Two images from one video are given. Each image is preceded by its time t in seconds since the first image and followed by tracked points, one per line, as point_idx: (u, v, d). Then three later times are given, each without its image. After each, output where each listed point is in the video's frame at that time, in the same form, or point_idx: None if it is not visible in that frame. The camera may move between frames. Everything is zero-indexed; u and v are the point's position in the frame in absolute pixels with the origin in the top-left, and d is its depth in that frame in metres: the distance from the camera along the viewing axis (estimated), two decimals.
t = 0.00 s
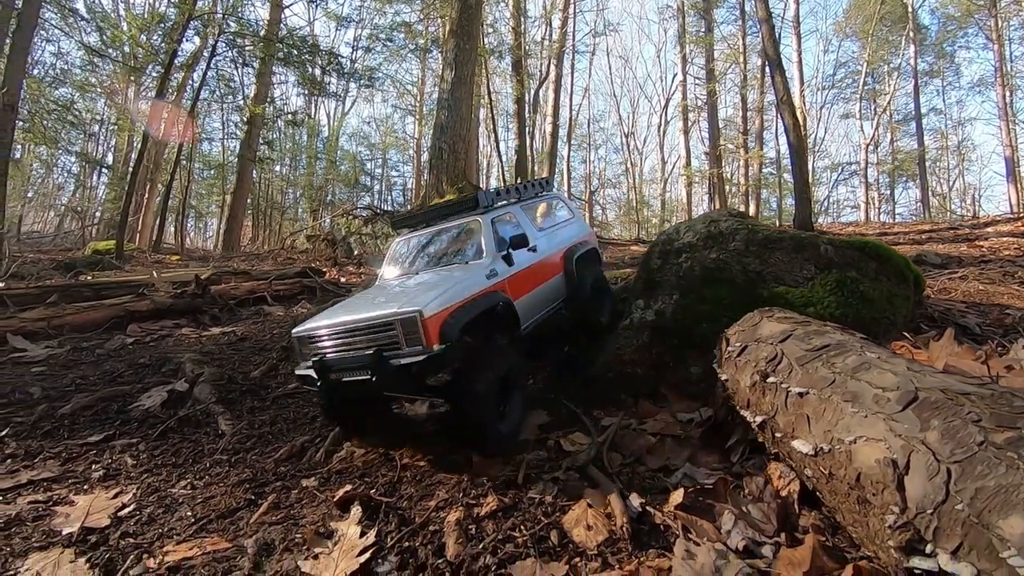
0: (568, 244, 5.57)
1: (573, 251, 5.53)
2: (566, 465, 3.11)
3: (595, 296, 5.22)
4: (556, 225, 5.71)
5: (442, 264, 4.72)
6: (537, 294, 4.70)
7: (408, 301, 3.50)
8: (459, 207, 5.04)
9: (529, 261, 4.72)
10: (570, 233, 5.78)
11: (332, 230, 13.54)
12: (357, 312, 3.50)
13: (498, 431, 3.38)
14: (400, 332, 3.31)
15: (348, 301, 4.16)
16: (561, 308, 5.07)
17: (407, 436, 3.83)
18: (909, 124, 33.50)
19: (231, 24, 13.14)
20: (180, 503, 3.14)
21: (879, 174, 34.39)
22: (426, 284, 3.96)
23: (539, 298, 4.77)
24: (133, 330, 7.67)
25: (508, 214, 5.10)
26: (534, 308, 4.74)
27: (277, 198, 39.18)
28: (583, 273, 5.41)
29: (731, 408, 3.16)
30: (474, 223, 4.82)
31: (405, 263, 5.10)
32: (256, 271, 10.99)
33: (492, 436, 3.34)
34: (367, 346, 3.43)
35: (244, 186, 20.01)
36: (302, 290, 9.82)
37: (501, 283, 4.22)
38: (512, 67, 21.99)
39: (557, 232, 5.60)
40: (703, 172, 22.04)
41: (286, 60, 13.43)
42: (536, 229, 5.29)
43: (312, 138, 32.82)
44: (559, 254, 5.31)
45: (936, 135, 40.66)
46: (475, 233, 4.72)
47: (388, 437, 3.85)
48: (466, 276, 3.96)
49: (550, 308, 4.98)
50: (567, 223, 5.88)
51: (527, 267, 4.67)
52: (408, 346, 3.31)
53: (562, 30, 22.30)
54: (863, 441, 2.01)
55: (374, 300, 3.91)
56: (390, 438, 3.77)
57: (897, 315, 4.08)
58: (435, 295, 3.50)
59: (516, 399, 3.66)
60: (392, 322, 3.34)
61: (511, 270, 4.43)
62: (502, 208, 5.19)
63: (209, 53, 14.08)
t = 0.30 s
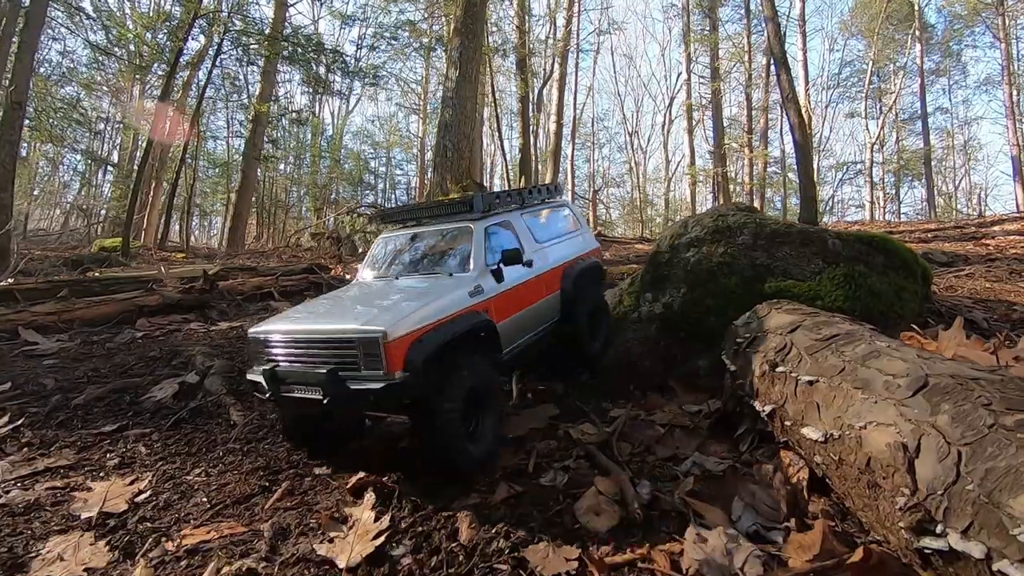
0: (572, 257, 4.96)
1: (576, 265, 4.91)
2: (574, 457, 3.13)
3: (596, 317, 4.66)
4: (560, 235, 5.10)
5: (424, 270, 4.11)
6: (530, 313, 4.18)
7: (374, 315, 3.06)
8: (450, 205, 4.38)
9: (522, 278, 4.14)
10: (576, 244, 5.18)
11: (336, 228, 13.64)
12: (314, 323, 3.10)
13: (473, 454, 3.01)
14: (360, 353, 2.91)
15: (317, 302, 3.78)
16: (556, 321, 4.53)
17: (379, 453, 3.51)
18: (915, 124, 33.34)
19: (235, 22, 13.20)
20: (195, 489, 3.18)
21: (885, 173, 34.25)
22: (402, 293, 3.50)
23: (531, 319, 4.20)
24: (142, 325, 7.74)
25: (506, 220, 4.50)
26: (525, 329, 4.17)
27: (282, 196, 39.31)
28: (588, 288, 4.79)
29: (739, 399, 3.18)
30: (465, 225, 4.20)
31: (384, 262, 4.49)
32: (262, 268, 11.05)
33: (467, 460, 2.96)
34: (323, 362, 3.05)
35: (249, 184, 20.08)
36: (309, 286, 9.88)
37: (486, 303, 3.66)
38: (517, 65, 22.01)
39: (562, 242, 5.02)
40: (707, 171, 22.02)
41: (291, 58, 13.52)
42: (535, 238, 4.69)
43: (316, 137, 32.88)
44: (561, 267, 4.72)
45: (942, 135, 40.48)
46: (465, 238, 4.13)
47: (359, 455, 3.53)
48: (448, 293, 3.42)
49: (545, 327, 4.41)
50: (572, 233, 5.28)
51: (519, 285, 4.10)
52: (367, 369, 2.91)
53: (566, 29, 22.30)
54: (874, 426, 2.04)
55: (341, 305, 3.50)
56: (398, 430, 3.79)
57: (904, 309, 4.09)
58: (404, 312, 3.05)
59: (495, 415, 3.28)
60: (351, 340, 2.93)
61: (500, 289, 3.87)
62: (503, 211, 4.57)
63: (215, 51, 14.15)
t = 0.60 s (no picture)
0: (565, 277, 4.74)
1: (568, 287, 4.71)
2: (585, 448, 3.17)
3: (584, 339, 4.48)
4: (555, 250, 4.88)
5: (406, 276, 3.81)
6: (514, 328, 3.94)
7: (340, 319, 2.82)
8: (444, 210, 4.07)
9: (510, 293, 3.93)
10: (569, 261, 4.97)
11: (344, 225, 13.73)
12: (273, 325, 2.86)
13: (440, 476, 2.73)
14: (317, 362, 2.68)
15: (283, 300, 3.52)
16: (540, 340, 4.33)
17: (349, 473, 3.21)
18: (923, 123, 33.13)
19: (243, 21, 13.27)
20: (217, 475, 3.27)
21: (893, 172, 34.04)
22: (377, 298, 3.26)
23: (516, 338, 3.97)
24: (156, 319, 7.86)
25: (500, 229, 4.29)
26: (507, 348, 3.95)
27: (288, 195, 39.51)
28: (579, 316, 4.57)
29: (749, 390, 3.22)
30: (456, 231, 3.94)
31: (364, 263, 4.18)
32: (272, 264, 11.15)
33: (433, 486, 2.66)
34: (279, 369, 2.81)
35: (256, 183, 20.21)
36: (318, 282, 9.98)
37: (468, 318, 3.44)
38: (523, 64, 22.02)
39: (556, 257, 4.79)
40: (713, 170, 21.98)
41: (299, 56, 13.64)
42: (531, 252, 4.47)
43: (322, 135, 32.98)
44: (551, 284, 4.50)
45: (951, 134, 40.17)
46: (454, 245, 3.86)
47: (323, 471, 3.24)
48: (425, 302, 3.17)
49: (527, 349, 4.19)
50: (568, 249, 5.06)
51: (506, 300, 3.89)
52: (322, 381, 2.66)
53: (572, 27, 22.30)
54: (883, 412, 2.10)
55: (307, 306, 3.25)
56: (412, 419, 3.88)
57: (913, 304, 4.13)
58: (373, 319, 2.81)
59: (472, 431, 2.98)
60: (309, 347, 2.70)
61: (485, 304, 3.65)
62: (497, 218, 4.32)
63: (222, 49, 14.25)
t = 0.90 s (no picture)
0: (559, 278, 4.69)
1: (560, 288, 4.62)
2: (606, 436, 3.23)
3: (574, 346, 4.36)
4: (546, 251, 4.72)
5: (385, 277, 3.73)
6: (502, 339, 3.79)
7: (309, 337, 2.65)
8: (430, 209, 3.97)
9: (499, 301, 3.81)
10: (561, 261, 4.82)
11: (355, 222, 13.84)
12: (233, 341, 2.69)
13: (424, 508, 2.50)
14: (281, 387, 2.51)
15: (247, 309, 3.34)
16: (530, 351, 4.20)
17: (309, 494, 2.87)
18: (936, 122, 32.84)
19: (255, 20, 13.41)
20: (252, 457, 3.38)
21: (904, 172, 33.75)
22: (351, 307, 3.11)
23: (505, 347, 3.85)
24: (176, 312, 8.00)
25: (489, 229, 4.17)
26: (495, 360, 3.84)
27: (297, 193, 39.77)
28: (571, 320, 4.53)
29: (769, 379, 3.29)
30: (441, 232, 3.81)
31: (340, 262, 4.06)
32: (286, 260, 11.29)
33: (414, 520, 2.42)
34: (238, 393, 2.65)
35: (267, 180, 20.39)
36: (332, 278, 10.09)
37: (455, 328, 3.32)
38: (532, 62, 22.04)
39: (547, 259, 4.64)
40: (723, 169, 21.90)
41: (310, 55, 13.80)
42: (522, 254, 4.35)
43: (332, 133, 33.17)
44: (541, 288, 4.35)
45: (964, 133, 39.78)
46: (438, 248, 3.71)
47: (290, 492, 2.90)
48: (407, 314, 3.01)
49: (517, 358, 4.07)
50: (559, 249, 4.91)
51: (496, 307, 3.77)
52: (288, 409, 2.51)
53: (581, 26, 22.30)
54: (905, 394, 2.19)
55: (272, 317, 3.08)
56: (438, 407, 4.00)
57: (929, 297, 4.18)
58: (347, 336, 2.65)
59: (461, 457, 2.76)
60: (272, 371, 2.54)
61: (473, 313, 3.53)
62: (484, 219, 4.18)
63: (234, 48, 14.36)
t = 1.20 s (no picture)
0: (577, 276, 4.24)
1: (580, 287, 4.21)
2: (642, 423, 3.35)
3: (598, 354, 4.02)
4: (566, 246, 4.36)
5: (382, 271, 3.40)
6: (516, 345, 3.45)
7: (294, 340, 2.38)
8: (435, 195, 3.52)
9: (513, 300, 3.44)
10: (580, 258, 4.43)
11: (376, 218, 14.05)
12: (210, 345, 2.41)
13: (427, 528, 2.36)
14: (263, 397, 2.24)
15: (232, 306, 3.05)
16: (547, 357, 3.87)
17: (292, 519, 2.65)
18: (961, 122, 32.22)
19: (278, 19, 13.69)
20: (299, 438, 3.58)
21: (928, 173, 33.16)
22: (345, 306, 2.80)
23: (518, 350, 3.50)
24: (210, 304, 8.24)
25: (500, 220, 3.76)
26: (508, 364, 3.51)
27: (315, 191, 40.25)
28: (591, 321, 4.12)
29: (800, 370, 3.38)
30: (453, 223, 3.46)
31: (335, 253, 3.71)
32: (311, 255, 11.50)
33: (416, 543, 2.27)
34: (213, 403, 2.37)
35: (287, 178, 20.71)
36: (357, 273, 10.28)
37: (461, 330, 2.99)
38: (551, 61, 22.07)
39: (566, 255, 4.27)
40: (741, 168, 21.75)
41: (332, 53, 14.05)
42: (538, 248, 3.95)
43: (350, 131, 33.55)
44: (561, 286, 3.98)
45: (991, 133, 38.95)
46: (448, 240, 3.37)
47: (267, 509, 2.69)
48: (408, 316, 2.71)
49: (529, 364, 3.72)
50: (579, 245, 4.55)
51: (509, 307, 3.41)
52: (269, 423, 2.25)
53: (600, 24, 22.28)
54: (941, 381, 2.35)
55: (256, 316, 2.78)
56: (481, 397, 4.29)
57: (959, 293, 4.23)
58: (339, 341, 2.37)
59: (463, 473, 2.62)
60: (252, 378, 2.26)
61: (483, 313, 3.18)
62: (497, 209, 3.79)
63: (256, 47, 14.61)
